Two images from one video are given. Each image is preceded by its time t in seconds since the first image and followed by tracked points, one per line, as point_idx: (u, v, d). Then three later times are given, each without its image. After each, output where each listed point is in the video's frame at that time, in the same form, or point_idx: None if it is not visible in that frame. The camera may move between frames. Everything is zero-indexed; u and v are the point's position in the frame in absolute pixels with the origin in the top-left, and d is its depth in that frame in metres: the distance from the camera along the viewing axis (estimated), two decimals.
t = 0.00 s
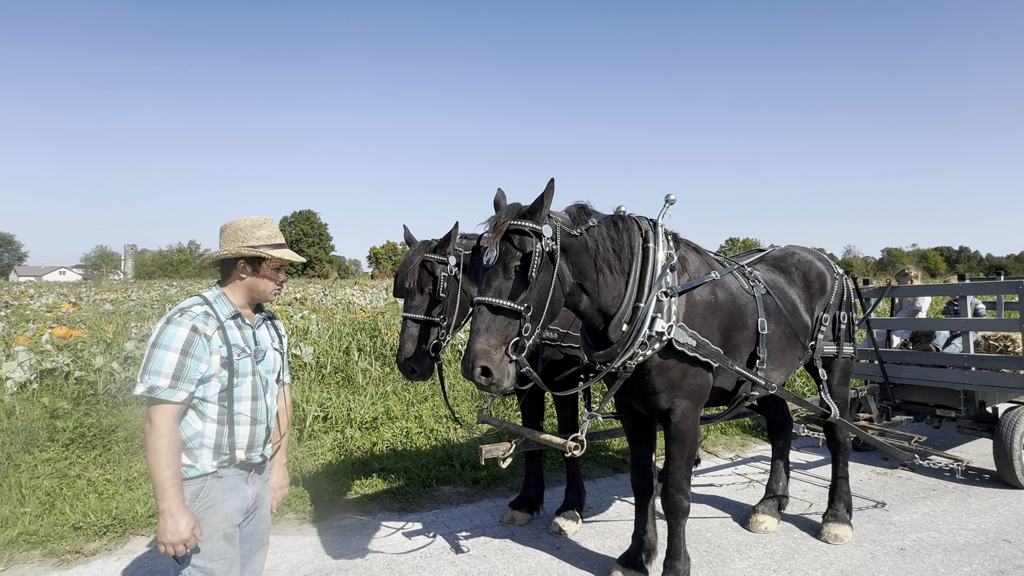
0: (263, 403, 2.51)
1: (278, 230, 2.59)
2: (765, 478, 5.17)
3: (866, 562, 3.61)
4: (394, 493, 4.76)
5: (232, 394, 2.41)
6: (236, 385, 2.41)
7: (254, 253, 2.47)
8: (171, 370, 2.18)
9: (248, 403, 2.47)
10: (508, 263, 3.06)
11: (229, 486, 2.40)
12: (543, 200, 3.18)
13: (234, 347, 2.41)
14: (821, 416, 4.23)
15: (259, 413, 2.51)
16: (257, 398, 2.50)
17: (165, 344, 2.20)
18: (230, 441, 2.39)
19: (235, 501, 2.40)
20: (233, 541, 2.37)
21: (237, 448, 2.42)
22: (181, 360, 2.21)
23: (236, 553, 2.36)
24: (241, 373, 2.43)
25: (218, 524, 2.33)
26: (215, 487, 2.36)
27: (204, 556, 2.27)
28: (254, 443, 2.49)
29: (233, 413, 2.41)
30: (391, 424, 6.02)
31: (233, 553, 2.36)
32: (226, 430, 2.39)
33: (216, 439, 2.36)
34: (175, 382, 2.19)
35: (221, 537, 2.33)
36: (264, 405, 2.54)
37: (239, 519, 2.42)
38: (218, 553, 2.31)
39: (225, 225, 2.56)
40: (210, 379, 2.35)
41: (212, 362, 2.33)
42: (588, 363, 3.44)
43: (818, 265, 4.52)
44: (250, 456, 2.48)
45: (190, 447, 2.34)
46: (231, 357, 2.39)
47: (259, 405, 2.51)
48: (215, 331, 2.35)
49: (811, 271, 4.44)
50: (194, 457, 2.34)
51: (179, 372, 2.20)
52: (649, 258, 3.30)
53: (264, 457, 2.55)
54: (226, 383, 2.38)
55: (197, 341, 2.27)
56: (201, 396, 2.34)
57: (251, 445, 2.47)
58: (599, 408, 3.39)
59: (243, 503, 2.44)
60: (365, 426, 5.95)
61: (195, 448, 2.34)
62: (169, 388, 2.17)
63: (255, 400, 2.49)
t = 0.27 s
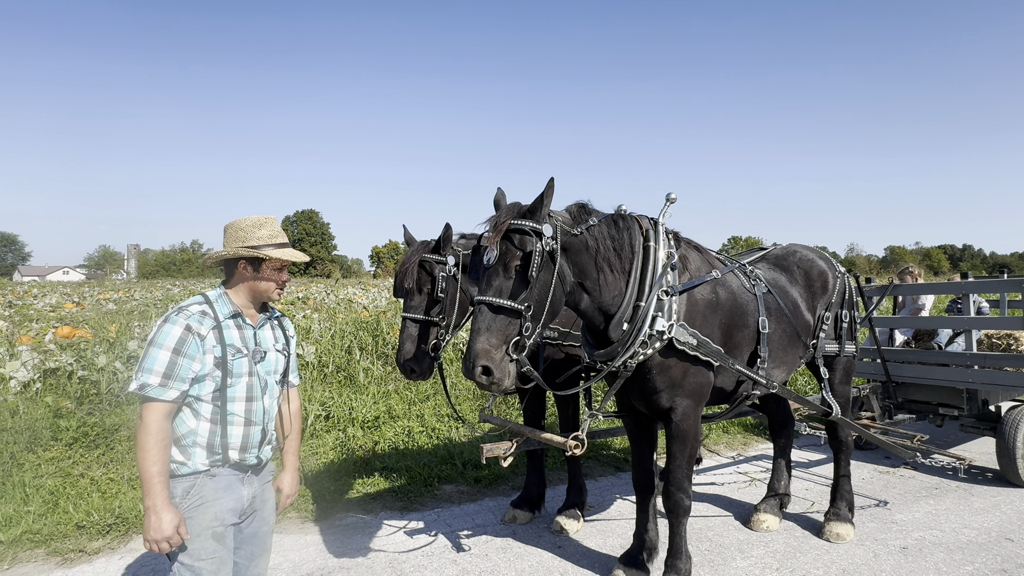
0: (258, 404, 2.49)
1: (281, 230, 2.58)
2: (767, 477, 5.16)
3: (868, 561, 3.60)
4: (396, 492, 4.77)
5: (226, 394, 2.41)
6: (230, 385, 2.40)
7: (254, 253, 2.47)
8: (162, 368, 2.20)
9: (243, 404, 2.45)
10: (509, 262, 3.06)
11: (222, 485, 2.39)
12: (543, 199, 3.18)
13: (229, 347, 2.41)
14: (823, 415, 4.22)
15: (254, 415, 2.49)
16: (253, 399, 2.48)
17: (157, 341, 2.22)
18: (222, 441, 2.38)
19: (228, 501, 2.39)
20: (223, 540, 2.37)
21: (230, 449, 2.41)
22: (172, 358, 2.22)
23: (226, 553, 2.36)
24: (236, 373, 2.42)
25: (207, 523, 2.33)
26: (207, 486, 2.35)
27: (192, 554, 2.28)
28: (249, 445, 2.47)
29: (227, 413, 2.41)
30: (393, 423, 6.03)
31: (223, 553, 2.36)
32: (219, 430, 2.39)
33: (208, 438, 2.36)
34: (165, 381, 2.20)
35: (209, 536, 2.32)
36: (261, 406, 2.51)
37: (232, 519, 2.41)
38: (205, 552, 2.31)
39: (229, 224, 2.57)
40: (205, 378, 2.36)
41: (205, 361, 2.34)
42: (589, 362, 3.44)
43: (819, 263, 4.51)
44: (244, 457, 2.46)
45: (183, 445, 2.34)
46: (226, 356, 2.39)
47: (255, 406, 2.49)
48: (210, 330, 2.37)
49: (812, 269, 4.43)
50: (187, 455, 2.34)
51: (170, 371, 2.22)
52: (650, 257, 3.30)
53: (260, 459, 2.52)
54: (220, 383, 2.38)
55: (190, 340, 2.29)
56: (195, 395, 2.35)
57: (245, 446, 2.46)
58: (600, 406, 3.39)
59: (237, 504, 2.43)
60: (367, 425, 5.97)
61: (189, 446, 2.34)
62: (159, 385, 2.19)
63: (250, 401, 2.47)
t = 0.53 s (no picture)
0: (261, 405, 2.49)
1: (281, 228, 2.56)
2: (770, 476, 5.16)
3: (871, 561, 3.60)
4: (398, 491, 4.78)
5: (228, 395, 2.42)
6: (232, 386, 2.41)
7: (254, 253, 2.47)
8: (162, 371, 2.21)
9: (246, 404, 2.46)
10: (511, 261, 3.06)
11: (224, 484, 2.40)
12: (545, 199, 3.18)
13: (230, 347, 2.41)
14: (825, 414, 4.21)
15: (258, 415, 2.50)
16: (255, 399, 2.49)
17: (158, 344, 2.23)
18: (225, 441, 2.40)
19: (229, 501, 2.39)
20: (224, 539, 2.37)
21: (233, 449, 2.42)
22: (173, 361, 2.23)
23: (226, 552, 2.35)
24: (237, 374, 2.43)
25: (207, 521, 2.33)
26: (209, 484, 2.36)
27: (192, 552, 2.29)
28: (253, 445, 2.47)
29: (229, 413, 2.42)
30: (396, 422, 6.04)
31: (223, 551, 2.35)
32: (222, 430, 2.40)
33: (212, 439, 2.38)
34: (166, 383, 2.21)
35: (210, 535, 2.32)
36: (264, 406, 2.52)
37: (235, 519, 2.41)
38: (206, 550, 2.31)
39: (229, 224, 2.57)
40: (207, 379, 2.37)
41: (207, 362, 2.35)
42: (591, 361, 3.44)
43: (822, 262, 4.50)
44: (248, 457, 2.47)
45: (188, 445, 2.37)
46: (227, 357, 2.39)
47: (258, 406, 2.49)
48: (211, 331, 2.37)
49: (815, 268, 4.42)
50: (191, 455, 2.36)
51: (171, 373, 2.23)
52: (652, 256, 3.30)
53: (265, 459, 2.53)
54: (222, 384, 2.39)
55: (190, 342, 2.29)
56: (198, 396, 2.37)
57: (249, 446, 2.47)
58: (602, 405, 3.39)
59: (239, 504, 2.42)
60: (370, 425, 5.97)
61: (193, 446, 2.37)
62: (160, 388, 2.20)
63: (253, 401, 2.48)
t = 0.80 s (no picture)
0: (267, 403, 2.50)
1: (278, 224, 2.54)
2: (772, 476, 5.15)
3: (874, 561, 3.59)
4: (400, 491, 4.78)
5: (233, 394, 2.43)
6: (236, 386, 2.41)
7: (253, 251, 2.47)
8: (165, 373, 2.21)
9: (251, 403, 2.47)
10: (512, 261, 3.05)
11: (232, 480, 2.41)
12: (545, 198, 3.18)
13: (233, 347, 2.41)
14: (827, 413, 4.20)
15: (264, 414, 2.51)
16: (261, 398, 2.49)
17: (160, 346, 2.23)
18: (232, 440, 2.41)
19: (237, 494, 2.40)
20: (236, 530, 2.37)
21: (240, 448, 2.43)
22: (175, 363, 2.23)
23: (239, 541, 2.35)
24: (241, 374, 2.43)
25: (218, 513, 2.34)
26: (217, 478, 2.38)
27: (205, 543, 2.28)
28: (260, 443, 2.49)
29: (235, 413, 2.42)
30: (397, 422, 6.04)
31: (234, 541, 2.35)
32: (229, 429, 2.41)
33: (219, 438, 2.40)
34: (169, 386, 2.22)
35: (222, 525, 2.33)
36: (270, 404, 2.52)
37: (244, 512, 2.42)
38: (219, 540, 2.31)
39: (225, 223, 2.56)
40: (211, 380, 2.38)
41: (210, 363, 2.35)
42: (592, 361, 3.43)
43: (824, 262, 4.49)
44: (255, 455, 2.48)
45: (194, 444, 2.38)
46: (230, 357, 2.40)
47: (264, 405, 2.50)
48: (212, 332, 2.37)
49: (817, 268, 4.41)
50: (198, 454, 2.37)
51: (173, 376, 2.23)
52: (653, 255, 3.29)
53: (272, 457, 2.54)
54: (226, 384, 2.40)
55: (192, 344, 2.29)
56: (203, 397, 2.38)
57: (256, 444, 2.48)
58: (604, 405, 3.38)
59: (246, 499, 2.43)
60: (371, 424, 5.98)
61: (200, 445, 2.38)
62: (163, 390, 2.20)
63: (258, 400, 2.48)
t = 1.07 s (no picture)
0: (278, 407, 2.47)
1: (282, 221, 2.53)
2: (773, 477, 5.14)
3: (875, 562, 3.58)
4: (400, 491, 4.78)
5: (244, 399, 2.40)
6: (246, 390, 2.39)
7: (258, 249, 2.45)
8: (171, 381, 2.19)
9: (262, 408, 2.44)
10: (512, 261, 3.05)
11: (246, 490, 2.38)
12: (545, 198, 3.18)
13: (240, 351, 2.38)
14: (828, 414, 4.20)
15: (276, 418, 2.48)
16: (271, 402, 2.47)
17: (165, 353, 2.20)
18: (244, 446, 2.39)
19: (252, 505, 2.38)
20: (254, 542, 2.36)
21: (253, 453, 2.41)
22: (181, 370, 2.21)
23: (258, 554, 2.34)
24: (251, 378, 2.40)
25: (235, 527, 2.33)
26: (231, 490, 2.35)
27: (225, 558, 2.29)
28: (273, 448, 2.47)
29: (246, 418, 2.40)
30: (398, 423, 6.04)
31: (254, 554, 2.35)
32: (240, 435, 2.39)
33: (230, 444, 2.37)
34: (176, 394, 2.19)
35: (240, 539, 2.32)
36: (281, 408, 2.50)
37: (260, 522, 2.40)
38: (239, 554, 2.31)
39: (228, 221, 2.54)
40: (220, 385, 2.35)
41: (218, 369, 2.32)
42: (592, 362, 3.42)
43: (825, 262, 4.49)
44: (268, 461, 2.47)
45: (205, 452, 2.35)
46: (238, 362, 2.37)
47: (275, 409, 2.48)
48: (219, 337, 2.34)
49: (818, 268, 4.41)
50: (210, 461, 2.35)
51: (180, 383, 2.20)
52: (653, 256, 3.29)
53: (284, 462, 2.53)
54: (236, 389, 2.37)
55: (198, 349, 2.26)
56: (213, 403, 2.35)
57: (268, 449, 2.46)
58: (604, 405, 3.38)
59: (261, 509, 2.41)
60: (372, 425, 5.98)
61: (211, 452, 2.35)
62: (170, 398, 2.18)
63: (269, 404, 2.46)
